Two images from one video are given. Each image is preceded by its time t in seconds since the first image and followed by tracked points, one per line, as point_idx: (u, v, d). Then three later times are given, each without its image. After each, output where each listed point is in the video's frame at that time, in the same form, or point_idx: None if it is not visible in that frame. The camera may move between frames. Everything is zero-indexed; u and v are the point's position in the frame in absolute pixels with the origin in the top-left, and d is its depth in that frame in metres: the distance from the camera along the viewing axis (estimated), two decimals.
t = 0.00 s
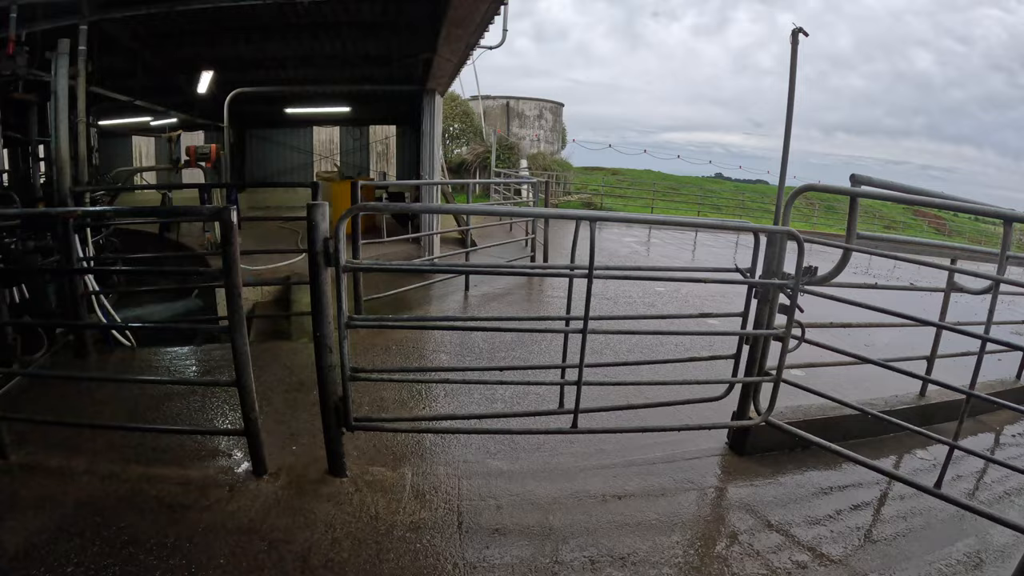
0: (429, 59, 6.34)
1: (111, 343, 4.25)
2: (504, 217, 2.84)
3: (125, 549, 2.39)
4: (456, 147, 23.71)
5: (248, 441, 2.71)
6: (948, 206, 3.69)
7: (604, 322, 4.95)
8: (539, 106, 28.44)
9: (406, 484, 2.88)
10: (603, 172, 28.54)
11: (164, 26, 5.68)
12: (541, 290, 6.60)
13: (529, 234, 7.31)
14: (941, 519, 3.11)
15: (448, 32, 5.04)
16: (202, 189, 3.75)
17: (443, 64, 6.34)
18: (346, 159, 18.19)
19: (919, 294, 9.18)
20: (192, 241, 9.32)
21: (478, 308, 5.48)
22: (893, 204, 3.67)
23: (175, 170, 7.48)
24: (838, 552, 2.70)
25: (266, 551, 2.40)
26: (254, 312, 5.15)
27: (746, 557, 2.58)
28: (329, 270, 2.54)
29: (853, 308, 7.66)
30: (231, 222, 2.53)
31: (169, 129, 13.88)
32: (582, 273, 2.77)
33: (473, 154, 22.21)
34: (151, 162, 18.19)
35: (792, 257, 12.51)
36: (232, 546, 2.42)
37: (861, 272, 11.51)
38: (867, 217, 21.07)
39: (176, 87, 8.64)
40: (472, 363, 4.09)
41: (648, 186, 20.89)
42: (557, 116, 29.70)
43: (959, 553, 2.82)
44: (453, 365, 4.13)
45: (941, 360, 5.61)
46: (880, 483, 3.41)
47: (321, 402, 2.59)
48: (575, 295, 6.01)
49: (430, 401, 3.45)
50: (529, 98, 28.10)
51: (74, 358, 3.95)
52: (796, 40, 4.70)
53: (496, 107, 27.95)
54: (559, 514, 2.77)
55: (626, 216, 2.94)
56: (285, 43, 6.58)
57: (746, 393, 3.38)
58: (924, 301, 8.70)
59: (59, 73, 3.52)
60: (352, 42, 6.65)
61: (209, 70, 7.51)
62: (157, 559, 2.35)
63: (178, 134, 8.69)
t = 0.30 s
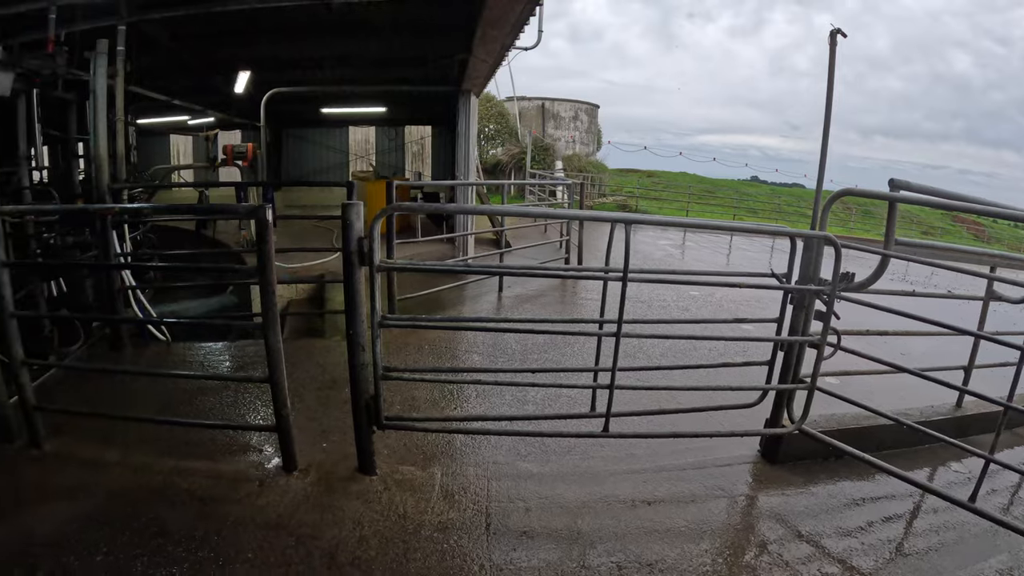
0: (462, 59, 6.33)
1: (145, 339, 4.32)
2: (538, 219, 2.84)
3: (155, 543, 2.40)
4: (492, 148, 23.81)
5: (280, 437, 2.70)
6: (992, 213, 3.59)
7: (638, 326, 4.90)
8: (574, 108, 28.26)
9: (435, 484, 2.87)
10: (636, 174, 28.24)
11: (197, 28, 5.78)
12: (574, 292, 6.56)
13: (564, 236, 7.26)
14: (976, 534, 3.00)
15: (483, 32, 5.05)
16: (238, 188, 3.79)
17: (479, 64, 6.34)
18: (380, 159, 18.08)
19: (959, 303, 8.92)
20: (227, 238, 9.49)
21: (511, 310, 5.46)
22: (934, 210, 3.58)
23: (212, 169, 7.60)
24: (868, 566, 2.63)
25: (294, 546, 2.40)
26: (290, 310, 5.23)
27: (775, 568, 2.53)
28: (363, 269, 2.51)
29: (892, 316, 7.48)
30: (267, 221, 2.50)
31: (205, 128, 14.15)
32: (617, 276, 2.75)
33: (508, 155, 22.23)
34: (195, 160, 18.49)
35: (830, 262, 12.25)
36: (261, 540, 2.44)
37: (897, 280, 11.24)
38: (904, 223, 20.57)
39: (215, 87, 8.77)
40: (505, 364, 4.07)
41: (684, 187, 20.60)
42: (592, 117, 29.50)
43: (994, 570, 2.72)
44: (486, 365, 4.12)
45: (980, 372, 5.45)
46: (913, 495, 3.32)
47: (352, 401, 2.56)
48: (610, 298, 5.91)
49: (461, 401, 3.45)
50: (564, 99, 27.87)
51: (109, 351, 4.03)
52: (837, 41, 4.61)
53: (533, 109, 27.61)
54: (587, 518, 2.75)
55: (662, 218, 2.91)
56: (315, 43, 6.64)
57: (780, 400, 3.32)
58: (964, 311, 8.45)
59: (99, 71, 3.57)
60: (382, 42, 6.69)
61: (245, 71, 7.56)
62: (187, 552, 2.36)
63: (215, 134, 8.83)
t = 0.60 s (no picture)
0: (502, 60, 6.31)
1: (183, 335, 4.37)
2: (578, 221, 2.84)
3: (186, 535, 2.39)
4: (531, 149, 23.77)
5: (315, 434, 2.63)
6: None
7: (675, 330, 4.83)
8: (612, 108, 27.85)
9: (467, 485, 2.82)
10: (673, 178, 27.80)
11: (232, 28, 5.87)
12: (611, 295, 6.50)
13: (603, 239, 7.19)
14: (1014, 552, 2.85)
15: (522, 33, 5.04)
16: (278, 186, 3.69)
17: (518, 64, 6.31)
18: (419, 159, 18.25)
19: (1003, 313, 8.62)
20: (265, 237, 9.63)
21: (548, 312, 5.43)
22: (980, 217, 3.48)
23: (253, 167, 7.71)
24: None
25: (325, 541, 2.39)
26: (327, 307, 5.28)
27: None
28: (401, 268, 2.48)
29: (935, 325, 7.25)
30: (306, 219, 2.45)
31: (243, 128, 14.38)
32: (656, 280, 2.72)
33: (547, 156, 22.13)
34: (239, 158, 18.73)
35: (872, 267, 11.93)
36: (292, 533, 2.43)
37: (939, 288, 10.90)
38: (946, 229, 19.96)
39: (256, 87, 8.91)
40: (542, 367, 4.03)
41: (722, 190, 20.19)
42: (631, 119, 29.16)
43: None
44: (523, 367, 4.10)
45: None
46: (950, 509, 3.19)
47: (388, 400, 2.53)
48: (648, 301, 5.81)
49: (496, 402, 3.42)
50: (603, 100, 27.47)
51: (149, 345, 4.12)
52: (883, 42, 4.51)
53: (571, 110, 26.94)
54: (620, 523, 2.70)
55: (700, 222, 2.88)
56: (349, 43, 6.69)
57: (818, 409, 3.26)
58: (1010, 321, 8.16)
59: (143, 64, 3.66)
60: (415, 42, 6.72)
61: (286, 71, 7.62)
62: (219, 543, 2.36)
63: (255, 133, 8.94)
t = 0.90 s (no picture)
0: (545, 61, 6.22)
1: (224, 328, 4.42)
2: (620, 222, 2.84)
3: (223, 527, 2.41)
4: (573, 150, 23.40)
5: (354, 432, 2.61)
6: None
7: (716, 333, 4.75)
8: (654, 111, 27.23)
9: (505, 484, 2.78)
10: (717, 181, 27.19)
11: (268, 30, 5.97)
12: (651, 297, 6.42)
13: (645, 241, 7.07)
14: None
15: (565, 33, 5.00)
16: (320, 185, 4.03)
17: (560, 65, 6.22)
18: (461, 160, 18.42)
19: None
20: (307, 236, 9.72)
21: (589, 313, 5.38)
22: None
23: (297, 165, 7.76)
24: None
25: (361, 536, 2.39)
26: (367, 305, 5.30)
27: None
28: (443, 267, 2.48)
29: (985, 333, 6.99)
30: (349, 218, 2.42)
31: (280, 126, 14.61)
32: (699, 283, 2.69)
33: (589, 159, 21.65)
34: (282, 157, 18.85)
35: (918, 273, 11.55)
36: (328, 528, 2.43)
37: (986, 295, 10.52)
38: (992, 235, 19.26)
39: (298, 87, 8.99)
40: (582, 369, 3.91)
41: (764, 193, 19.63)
42: (672, 120, 28.32)
43: None
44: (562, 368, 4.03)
45: None
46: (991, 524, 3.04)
47: (427, 398, 2.53)
48: (690, 304, 5.67)
49: (536, 403, 3.38)
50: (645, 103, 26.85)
51: (191, 338, 4.18)
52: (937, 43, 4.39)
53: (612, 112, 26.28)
54: (656, 528, 2.64)
55: (742, 224, 2.86)
56: (387, 44, 6.71)
57: (860, 416, 3.19)
58: None
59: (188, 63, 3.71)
60: (449, 44, 6.71)
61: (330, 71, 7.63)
62: (255, 535, 2.37)
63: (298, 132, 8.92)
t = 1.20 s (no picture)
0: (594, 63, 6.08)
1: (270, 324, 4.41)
2: (664, 225, 2.83)
3: (264, 519, 2.42)
4: (617, 152, 21.80)
5: (397, 430, 2.61)
6: None
7: (760, 339, 4.64)
8: (698, 111, 24.12)
9: (545, 485, 2.74)
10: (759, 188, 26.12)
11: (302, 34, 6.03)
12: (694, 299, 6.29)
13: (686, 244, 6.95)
14: None
15: (612, 35, 4.90)
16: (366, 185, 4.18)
17: (607, 66, 6.10)
18: (506, 161, 18.38)
19: None
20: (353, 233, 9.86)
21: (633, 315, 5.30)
22: None
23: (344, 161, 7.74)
24: None
25: (401, 532, 2.39)
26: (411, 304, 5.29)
27: None
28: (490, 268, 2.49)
29: None
30: (396, 218, 2.42)
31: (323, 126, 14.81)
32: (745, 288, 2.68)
33: (634, 160, 19.96)
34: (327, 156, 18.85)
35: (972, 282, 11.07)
36: (368, 523, 2.43)
37: None
38: None
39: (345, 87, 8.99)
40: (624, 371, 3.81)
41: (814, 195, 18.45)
42: (719, 121, 25.06)
43: None
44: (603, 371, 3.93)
45: None
46: None
47: (471, 398, 2.53)
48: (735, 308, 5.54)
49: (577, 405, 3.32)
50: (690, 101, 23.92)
51: (237, 333, 4.20)
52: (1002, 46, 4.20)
53: (657, 112, 23.65)
54: (695, 534, 2.58)
55: (787, 229, 2.82)
56: (429, 45, 6.69)
57: (905, 427, 3.11)
58: None
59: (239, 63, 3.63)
60: (485, 44, 6.67)
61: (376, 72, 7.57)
62: (296, 527, 2.39)
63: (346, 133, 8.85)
